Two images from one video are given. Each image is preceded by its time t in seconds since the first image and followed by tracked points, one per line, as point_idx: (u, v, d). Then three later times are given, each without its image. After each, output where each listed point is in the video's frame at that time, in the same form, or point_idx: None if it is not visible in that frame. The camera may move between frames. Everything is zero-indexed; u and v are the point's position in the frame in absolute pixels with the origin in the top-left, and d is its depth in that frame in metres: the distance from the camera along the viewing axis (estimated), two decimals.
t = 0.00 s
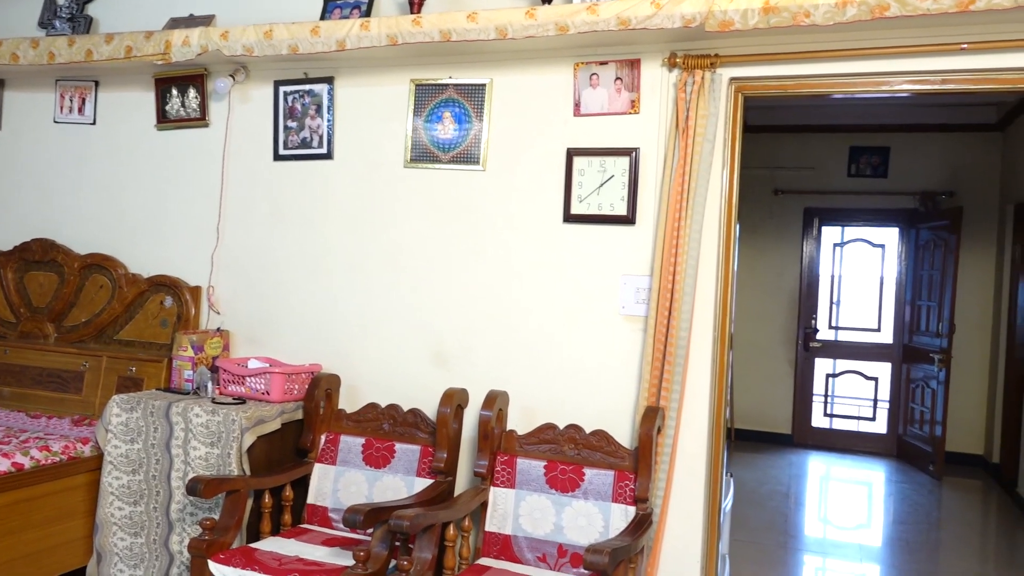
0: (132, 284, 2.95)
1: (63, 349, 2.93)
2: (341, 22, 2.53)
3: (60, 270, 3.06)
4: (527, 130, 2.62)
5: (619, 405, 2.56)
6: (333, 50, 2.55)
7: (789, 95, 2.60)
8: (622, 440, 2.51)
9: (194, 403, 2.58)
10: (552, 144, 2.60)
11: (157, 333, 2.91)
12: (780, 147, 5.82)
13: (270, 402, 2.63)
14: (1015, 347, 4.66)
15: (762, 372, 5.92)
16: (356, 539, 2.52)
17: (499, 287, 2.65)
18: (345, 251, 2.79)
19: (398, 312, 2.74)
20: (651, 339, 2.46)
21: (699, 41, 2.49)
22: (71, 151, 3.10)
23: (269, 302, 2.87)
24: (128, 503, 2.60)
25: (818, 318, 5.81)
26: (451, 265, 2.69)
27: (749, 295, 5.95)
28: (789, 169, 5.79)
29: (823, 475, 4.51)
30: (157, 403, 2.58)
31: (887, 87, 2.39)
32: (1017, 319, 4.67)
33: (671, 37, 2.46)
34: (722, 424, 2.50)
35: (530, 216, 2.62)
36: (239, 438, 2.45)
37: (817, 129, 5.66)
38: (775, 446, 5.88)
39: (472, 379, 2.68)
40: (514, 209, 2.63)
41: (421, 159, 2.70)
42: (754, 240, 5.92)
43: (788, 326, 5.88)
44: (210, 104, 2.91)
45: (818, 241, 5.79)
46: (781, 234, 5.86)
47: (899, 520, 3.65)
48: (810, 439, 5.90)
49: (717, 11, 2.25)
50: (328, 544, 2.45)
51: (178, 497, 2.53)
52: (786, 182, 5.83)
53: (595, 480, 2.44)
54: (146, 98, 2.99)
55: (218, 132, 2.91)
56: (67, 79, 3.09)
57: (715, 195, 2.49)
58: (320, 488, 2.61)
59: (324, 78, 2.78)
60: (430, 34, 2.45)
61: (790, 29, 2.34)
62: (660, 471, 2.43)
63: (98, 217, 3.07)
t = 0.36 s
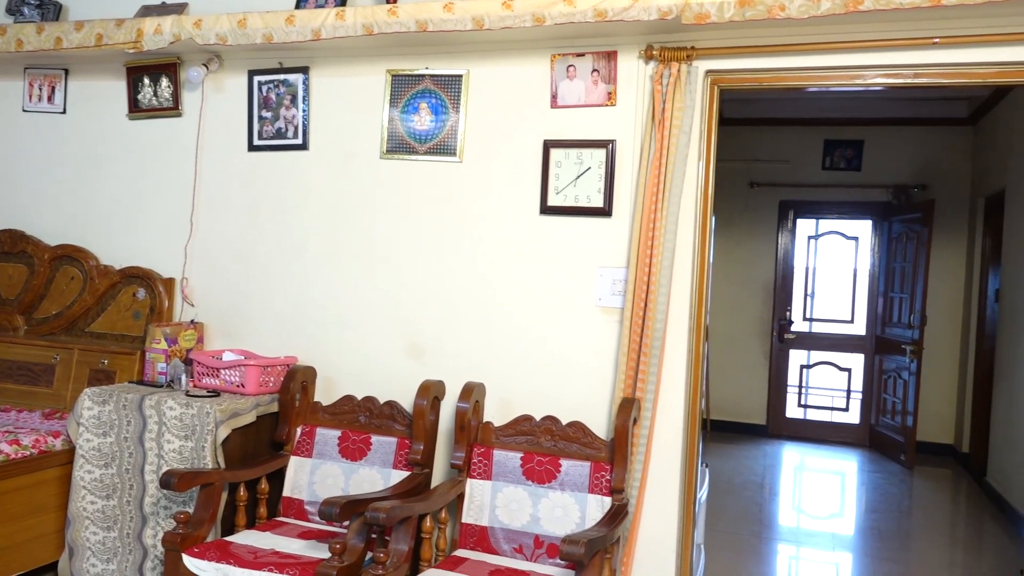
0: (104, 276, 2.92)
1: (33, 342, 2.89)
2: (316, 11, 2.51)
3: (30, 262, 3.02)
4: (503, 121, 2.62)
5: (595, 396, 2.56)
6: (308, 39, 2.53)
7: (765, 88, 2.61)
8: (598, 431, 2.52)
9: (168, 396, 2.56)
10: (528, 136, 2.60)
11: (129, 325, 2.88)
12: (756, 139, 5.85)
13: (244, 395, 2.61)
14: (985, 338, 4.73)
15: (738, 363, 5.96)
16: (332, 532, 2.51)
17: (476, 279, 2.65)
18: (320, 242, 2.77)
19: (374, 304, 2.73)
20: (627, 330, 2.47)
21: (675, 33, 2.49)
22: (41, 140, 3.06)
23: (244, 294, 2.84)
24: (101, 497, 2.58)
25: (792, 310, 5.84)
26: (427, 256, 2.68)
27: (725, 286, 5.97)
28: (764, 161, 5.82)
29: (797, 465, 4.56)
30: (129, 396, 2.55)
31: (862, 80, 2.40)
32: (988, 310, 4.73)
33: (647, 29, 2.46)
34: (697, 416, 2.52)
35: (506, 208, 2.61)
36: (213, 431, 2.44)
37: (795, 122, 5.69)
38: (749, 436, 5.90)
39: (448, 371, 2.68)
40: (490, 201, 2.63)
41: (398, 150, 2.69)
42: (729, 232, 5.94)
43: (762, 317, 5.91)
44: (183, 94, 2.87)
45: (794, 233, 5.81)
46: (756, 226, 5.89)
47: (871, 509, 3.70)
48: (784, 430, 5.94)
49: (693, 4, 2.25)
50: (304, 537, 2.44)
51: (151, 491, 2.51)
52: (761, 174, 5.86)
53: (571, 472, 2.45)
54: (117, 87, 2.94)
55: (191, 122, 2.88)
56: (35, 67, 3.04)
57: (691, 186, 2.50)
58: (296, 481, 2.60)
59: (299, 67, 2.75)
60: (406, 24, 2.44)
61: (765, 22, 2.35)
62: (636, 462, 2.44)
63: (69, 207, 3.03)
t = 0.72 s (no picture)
0: (76, 269, 2.89)
1: (4, 337, 2.86)
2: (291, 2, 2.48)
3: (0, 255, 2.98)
4: (481, 114, 2.61)
5: (573, 390, 2.57)
6: (284, 30, 2.50)
7: (742, 82, 2.62)
8: (575, 424, 2.53)
9: (142, 391, 2.53)
10: (506, 129, 2.59)
11: (102, 319, 2.85)
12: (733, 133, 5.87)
13: (220, 389, 2.59)
14: (957, 330, 4.79)
15: (715, 356, 6.00)
16: (309, 526, 2.50)
17: (454, 273, 2.64)
18: (296, 236, 2.75)
19: (351, 298, 2.72)
20: (605, 323, 2.48)
21: (652, 27, 2.50)
22: (11, 131, 3.01)
23: (220, 288, 2.82)
24: (73, 493, 2.54)
25: (768, 303, 5.88)
26: (405, 250, 2.67)
27: (702, 280, 5.99)
28: (741, 156, 5.85)
29: (772, 457, 4.61)
30: (103, 391, 2.52)
31: (836, 76, 2.45)
32: (960, 304, 4.79)
33: (624, 23, 2.46)
34: (674, 408, 2.53)
35: (484, 201, 2.61)
36: (188, 426, 2.42)
37: (774, 117, 5.72)
38: (726, 429, 5.94)
39: (426, 365, 2.67)
40: (468, 194, 2.62)
41: (375, 143, 2.67)
42: (706, 225, 5.97)
43: (741, 308, 5.94)
44: (157, 85, 2.84)
45: (770, 227, 5.85)
46: (733, 220, 5.91)
47: (845, 499, 3.75)
48: (760, 423, 5.98)
49: None
50: (281, 531, 2.44)
51: (126, 486, 2.50)
52: (738, 168, 5.88)
53: (549, 465, 2.45)
54: (89, 78, 2.91)
55: (164, 113, 2.85)
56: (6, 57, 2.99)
57: (668, 181, 2.51)
58: (272, 475, 2.59)
59: (275, 59, 2.73)
60: (383, 16, 2.42)
61: (742, 16, 2.36)
62: (613, 455, 2.45)
63: (41, 200, 2.99)
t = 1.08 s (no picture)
0: (45, 262, 2.84)
1: None
2: None
3: None
4: (456, 107, 2.60)
5: (548, 382, 2.57)
6: (257, 21, 2.47)
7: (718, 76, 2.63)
8: (551, 417, 2.53)
9: (113, 385, 2.51)
10: (482, 122, 2.59)
11: (72, 313, 2.81)
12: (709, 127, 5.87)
13: (193, 383, 2.58)
14: (928, 322, 4.84)
15: (691, 349, 6.00)
16: (284, 520, 2.49)
17: (430, 266, 2.63)
18: (270, 228, 2.73)
19: (326, 291, 2.70)
20: (580, 315, 2.48)
21: (628, 21, 2.50)
22: None
23: (194, 281, 2.80)
24: (43, 489, 2.51)
25: (743, 296, 5.88)
26: (380, 243, 2.66)
27: (677, 273, 6.00)
28: (717, 149, 5.85)
29: (747, 448, 4.64)
30: (74, 385, 2.49)
31: (809, 70, 2.43)
32: (930, 296, 4.85)
33: (599, 16, 2.46)
34: (649, 400, 2.54)
35: (460, 194, 2.61)
36: (161, 420, 2.40)
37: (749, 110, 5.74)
38: (700, 421, 5.95)
39: (401, 358, 2.67)
40: (443, 186, 2.62)
41: (349, 135, 2.66)
42: (681, 218, 5.96)
43: (716, 301, 5.94)
44: (127, 75, 2.81)
45: (745, 220, 5.83)
46: (709, 213, 5.91)
47: (818, 489, 3.79)
48: (734, 414, 5.99)
49: None
50: (255, 526, 2.42)
51: (97, 482, 2.46)
52: (713, 162, 5.88)
53: (524, 457, 2.45)
54: (59, 68, 2.87)
55: (135, 104, 2.81)
56: None
57: (643, 174, 2.52)
58: (247, 470, 2.59)
59: (248, 50, 2.70)
60: (358, 6, 2.38)
61: (716, 10, 2.37)
62: (588, 447, 2.46)
63: (9, 191, 2.95)
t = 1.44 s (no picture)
0: (11, 254, 2.81)
1: None
2: None
3: None
4: (430, 98, 2.60)
5: (523, 374, 2.58)
6: (229, 9, 2.44)
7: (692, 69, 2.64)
8: (526, 409, 2.54)
9: (83, 378, 2.48)
10: (456, 113, 2.58)
11: (40, 305, 2.77)
12: (684, 120, 5.84)
13: (164, 376, 2.56)
14: (897, 314, 4.92)
15: (665, 341, 6.02)
16: (257, 513, 2.48)
17: (404, 257, 2.63)
18: (243, 219, 2.71)
19: (300, 282, 2.69)
20: (555, 307, 2.49)
21: (603, 12, 2.49)
22: None
23: (166, 273, 2.77)
24: (11, 484, 2.45)
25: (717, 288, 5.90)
26: (354, 235, 2.65)
27: (652, 265, 6.00)
28: (691, 142, 5.83)
29: (720, 439, 4.69)
30: (42, 379, 2.45)
31: (783, 63, 2.45)
32: (900, 287, 4.92)
33: (574, 8, 2.45)
34: (623, 391, 2.55)
35: (435, 186, 2.60)
36: (131, 414, 2.38)
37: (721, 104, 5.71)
38: (673, 412, 5.97)
39: (376, 350, 2.66)
40: (418, 178, 2.61)
41: (323, 126, 2.64)
42: (656, 209, 5.96)
43: (690, 293, 5.95)
44: (96, 64, 2.77)
45: (718, 213, 5.85)
46: (683, 205, 5.91)
47: (790, 479, 3.83)
48: (708, 405, 6.02)
49: None
50: (228, 519, 2.41)
51: (66, 476, 2.44)
52: (688, 154, 5.86)
53: (499, 449, 2.46)
54: (26, 55, 2.84)
55: (104, 93, 2.78)
56: None
57: (618, 166, 2.52)
58: (219, 463, 2.57)
59: (219, 39, 2.67)
60: None
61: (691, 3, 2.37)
62: (563, 438, 2.46)
63: None
